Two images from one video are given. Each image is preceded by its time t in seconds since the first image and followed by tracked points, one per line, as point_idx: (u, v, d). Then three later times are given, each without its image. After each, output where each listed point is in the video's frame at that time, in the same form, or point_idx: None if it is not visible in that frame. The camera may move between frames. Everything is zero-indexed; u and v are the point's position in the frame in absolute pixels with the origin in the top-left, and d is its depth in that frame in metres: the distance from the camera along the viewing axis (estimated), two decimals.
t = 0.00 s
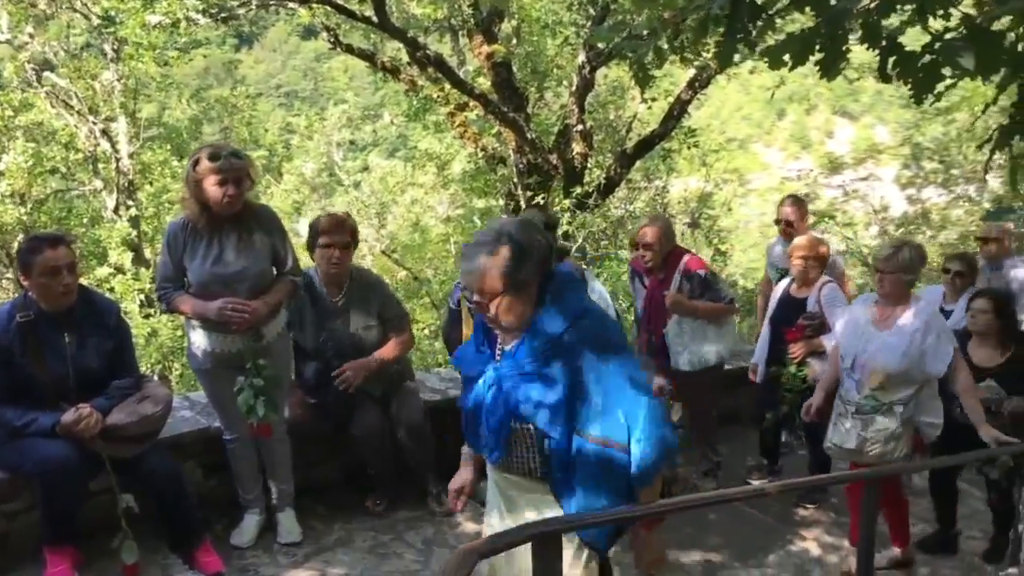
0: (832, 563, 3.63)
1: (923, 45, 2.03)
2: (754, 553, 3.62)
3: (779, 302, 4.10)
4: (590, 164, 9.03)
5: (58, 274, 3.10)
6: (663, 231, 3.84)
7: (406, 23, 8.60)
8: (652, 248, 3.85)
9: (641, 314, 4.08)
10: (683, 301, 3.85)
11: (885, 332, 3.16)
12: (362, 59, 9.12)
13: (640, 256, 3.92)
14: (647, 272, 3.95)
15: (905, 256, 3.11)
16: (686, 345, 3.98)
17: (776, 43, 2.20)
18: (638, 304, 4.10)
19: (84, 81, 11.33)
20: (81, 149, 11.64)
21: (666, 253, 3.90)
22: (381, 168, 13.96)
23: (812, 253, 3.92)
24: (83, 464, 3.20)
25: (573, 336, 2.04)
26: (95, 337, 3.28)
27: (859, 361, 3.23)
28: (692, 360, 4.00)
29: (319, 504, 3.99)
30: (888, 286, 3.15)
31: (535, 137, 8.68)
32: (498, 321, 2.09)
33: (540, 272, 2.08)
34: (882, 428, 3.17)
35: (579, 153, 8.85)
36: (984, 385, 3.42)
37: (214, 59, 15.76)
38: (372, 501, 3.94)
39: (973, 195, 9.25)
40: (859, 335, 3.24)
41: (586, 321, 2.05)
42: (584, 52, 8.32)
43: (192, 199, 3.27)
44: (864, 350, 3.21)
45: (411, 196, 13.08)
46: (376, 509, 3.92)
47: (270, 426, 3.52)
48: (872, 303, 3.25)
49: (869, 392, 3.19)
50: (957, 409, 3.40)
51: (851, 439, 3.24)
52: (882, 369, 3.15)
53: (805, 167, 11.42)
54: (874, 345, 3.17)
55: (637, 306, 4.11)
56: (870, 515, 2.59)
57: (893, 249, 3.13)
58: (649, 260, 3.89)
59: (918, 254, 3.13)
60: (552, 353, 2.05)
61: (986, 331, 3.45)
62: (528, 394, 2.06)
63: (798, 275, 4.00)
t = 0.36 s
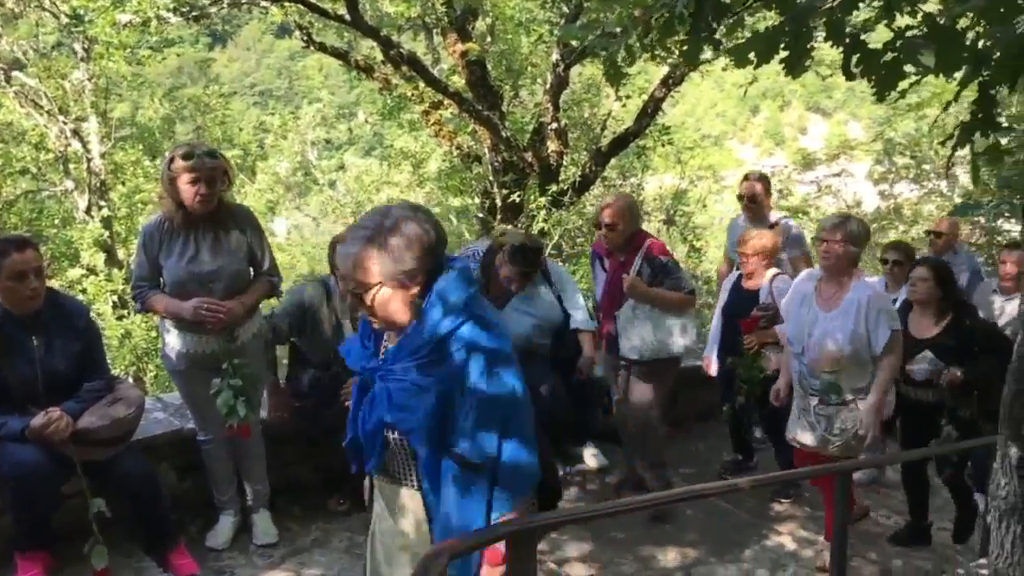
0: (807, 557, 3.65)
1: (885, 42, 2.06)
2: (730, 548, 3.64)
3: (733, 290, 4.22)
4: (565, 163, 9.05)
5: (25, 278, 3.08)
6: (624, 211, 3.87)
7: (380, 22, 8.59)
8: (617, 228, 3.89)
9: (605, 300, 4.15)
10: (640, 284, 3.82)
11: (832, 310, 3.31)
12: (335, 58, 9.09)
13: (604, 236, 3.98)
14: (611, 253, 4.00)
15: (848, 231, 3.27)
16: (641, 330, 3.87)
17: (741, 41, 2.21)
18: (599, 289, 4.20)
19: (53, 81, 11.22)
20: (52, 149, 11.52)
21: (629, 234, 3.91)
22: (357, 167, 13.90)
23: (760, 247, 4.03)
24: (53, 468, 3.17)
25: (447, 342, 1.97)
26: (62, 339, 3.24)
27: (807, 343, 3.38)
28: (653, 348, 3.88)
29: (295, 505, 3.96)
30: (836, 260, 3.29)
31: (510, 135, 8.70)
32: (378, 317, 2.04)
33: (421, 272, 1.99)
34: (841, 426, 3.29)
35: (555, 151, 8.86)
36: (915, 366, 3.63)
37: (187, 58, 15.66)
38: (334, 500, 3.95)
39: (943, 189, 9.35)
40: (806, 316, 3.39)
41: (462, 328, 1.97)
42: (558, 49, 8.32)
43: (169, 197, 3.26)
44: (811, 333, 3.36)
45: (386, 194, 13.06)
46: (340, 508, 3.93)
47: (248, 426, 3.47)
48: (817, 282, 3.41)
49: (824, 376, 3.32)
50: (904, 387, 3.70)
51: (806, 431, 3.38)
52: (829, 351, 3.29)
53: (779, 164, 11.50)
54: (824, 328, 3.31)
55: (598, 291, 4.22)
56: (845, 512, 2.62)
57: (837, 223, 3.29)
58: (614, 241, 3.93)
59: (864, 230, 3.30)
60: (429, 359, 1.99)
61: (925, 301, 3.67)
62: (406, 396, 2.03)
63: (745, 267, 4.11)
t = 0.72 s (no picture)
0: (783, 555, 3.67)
1: (857, 44, 2.10)
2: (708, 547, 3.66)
3: (690, 290, 4.22)
4: (545, 163, 9.05)
5: None
6: (598, 219, 3.64)
7: (359, 22, 8.58)
8: (587, 238, 3.68)
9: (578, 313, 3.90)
10: (613, 295, 3.60)
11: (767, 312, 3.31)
12: (314, 58, 9.06)
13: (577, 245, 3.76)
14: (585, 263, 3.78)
15: (788, 233, 3.27)
16: (614, 344, 3.63)
17: (717, 43, 2.20)
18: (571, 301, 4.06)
19: (28, 81, 11.12)
20: (27, 149, 11.42)
21: (603, 244, 3.70)
22: (336, 168, 13.85)
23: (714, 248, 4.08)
24: (26, 472, 3.14)
25: (304, 368, 1.86)
26: (34, 341, 3.19)
27: (743, 346, 3.37)
28: (629, 366, 3.61)
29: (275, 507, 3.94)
30: (775, 262, 3.30)
31: (489, 136, 8.72)
32: (242, 331, 1.91)
33: (292, 288, 1.88)
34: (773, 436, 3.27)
35: (534, 151, 8.89)
36: (875, 355, 3.66)
37: (165, 57, 15.58)
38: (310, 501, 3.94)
39: (919, 190, 9.44)
40: (744, 319, 3.40)
41: (321, 354, 1.86)
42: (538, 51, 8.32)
43: (145, 198, 3.23)
44: (743, 335, 3.38)
45: (366, 195, 13.03)
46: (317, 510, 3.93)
47: (220, 429, 3.40)
48: (753, 285, 3.42)
49: (752, 380, 3.32)
50: (863, 378, 3.74)
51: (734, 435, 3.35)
52: (761, 354, 3.28)
53: (758, 165, 11.55)
54: (753, 332, 3.32)
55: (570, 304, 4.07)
56: (820, 513, 2.64)
57: (778, 225, 3.30)
58: (589, 250, 3.72)
59: (801, 233, 3.31)
60: (285, 382, 1.88)
61: (896, 292, 3.67)
62: (259, 418, 1.93)
63: (702, 268, 4.15)
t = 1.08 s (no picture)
0: (765, 557, 3.68)
1: (837, 49, 2.14)
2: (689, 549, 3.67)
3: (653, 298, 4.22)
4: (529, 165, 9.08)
5: None
6: (566, 226, 3.60)
7: (343, 24, 8.57)
8: (555, 244, 3.62)
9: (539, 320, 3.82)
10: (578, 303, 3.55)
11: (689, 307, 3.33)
12: (298, 60, 9.05)
13: (543, 252, 3.69)
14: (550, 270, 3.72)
15: (703, 229, 3.30)
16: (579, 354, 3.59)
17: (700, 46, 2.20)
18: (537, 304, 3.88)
19: (9, 81, 11.06)
20: (8, 149, 11.35)
21: (571, 249, 3.64)
22: (320, 169, 13.81)
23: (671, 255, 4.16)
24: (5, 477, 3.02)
25: (97, 326, 1.75)
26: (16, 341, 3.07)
27: (669, 342, 3.38)
28: (591, 375, 3.59)
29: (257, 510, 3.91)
30: (693, 257, 3.32)
31: (473, 138, 8.73)
32: (44, 293, 1.82)
33: (83, 242, 1.78)
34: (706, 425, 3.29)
35: (519, 153, 8.91)
36: (846, 374, 3.68)
37: (148, 58, 15.52)
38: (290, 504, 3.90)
39: (902, 193, 9.49)
40: (668, 318, 3.41)
41: (113, 313, 1.75)
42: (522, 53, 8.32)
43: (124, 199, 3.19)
44: (669, 328, 3.40)
45: (349, 196, 13.02)
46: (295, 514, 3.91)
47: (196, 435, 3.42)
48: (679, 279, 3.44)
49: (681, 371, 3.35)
50: (829, 395, 3.76)
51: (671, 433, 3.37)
52: (687, 346, 3.31)
53: (741, 168, 11.61)
54: (677, 325, 3.35)
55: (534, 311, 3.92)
56: (802, 519, 2.66)
57: (693, 221, 3.32)
58: (555, 256, 3.65)
59: (717, 224, 3.32)
60: (87, 342, 1.77)
61: (866, 307, 3.69)
62: (57, 379, 1.82)
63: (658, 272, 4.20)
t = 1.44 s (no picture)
0: (751, 558, 3.69)
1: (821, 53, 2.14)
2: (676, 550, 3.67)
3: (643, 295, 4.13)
4: (517, 167, 9.08)
5: None
6: (496, 224, 3.44)
7: (330, 24, 8.56)
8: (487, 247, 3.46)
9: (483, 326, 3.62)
10: (521, 301, 3.37)
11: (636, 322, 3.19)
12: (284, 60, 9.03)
13: (476, 255, 3.52)
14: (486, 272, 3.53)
15: (654, 240, 3.15)
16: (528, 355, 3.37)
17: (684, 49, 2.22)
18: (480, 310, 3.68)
19: None
20: None
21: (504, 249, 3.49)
22: (307, 170, 13.79)
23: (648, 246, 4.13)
24: None
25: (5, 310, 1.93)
26: None
27: (615, 364, 3.23)
28: (543, 374, 3.36)
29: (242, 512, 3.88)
30: (643, 270, 3.17)
31: (460, 139, 8.73)
32: None
33: None
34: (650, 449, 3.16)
35: (506, 155, 8.92)
36: (822, 371, 3.54)
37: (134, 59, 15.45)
38: (275, 504, 3.92)
39: (887, 197, 9.55)
40: (612, 332, 3.28)
41: (15, 298, 1.93)
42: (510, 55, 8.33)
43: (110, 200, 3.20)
44: (616, 351, 3.23)
45: (336, 197, 12.99)
46: (282, 515, 3.91)
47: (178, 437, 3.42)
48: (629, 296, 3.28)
49: (628, 396, 3.20)
50: (803, 392, 3.60)
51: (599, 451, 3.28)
52: (635, 369, 3.15)
53: (728, 171, 11.65)
54: (626, 346, 3.18)
55: (476, 321, 3.75)
56: (785, 521, 2.67)
57: (647, 230, 3.16)
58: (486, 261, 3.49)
59: (674, 238, 3.18)
60: None
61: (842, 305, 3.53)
62: None
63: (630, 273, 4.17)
